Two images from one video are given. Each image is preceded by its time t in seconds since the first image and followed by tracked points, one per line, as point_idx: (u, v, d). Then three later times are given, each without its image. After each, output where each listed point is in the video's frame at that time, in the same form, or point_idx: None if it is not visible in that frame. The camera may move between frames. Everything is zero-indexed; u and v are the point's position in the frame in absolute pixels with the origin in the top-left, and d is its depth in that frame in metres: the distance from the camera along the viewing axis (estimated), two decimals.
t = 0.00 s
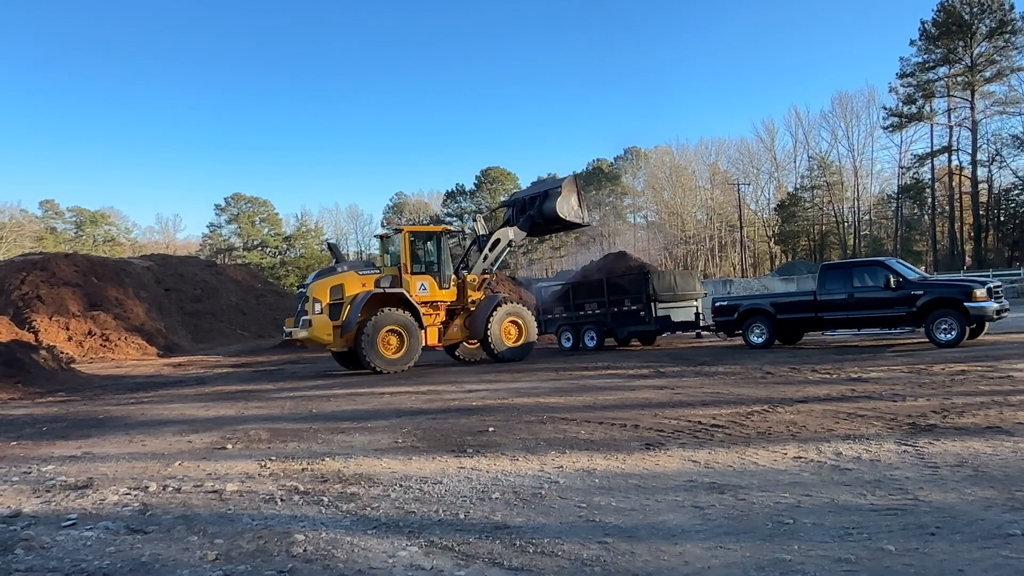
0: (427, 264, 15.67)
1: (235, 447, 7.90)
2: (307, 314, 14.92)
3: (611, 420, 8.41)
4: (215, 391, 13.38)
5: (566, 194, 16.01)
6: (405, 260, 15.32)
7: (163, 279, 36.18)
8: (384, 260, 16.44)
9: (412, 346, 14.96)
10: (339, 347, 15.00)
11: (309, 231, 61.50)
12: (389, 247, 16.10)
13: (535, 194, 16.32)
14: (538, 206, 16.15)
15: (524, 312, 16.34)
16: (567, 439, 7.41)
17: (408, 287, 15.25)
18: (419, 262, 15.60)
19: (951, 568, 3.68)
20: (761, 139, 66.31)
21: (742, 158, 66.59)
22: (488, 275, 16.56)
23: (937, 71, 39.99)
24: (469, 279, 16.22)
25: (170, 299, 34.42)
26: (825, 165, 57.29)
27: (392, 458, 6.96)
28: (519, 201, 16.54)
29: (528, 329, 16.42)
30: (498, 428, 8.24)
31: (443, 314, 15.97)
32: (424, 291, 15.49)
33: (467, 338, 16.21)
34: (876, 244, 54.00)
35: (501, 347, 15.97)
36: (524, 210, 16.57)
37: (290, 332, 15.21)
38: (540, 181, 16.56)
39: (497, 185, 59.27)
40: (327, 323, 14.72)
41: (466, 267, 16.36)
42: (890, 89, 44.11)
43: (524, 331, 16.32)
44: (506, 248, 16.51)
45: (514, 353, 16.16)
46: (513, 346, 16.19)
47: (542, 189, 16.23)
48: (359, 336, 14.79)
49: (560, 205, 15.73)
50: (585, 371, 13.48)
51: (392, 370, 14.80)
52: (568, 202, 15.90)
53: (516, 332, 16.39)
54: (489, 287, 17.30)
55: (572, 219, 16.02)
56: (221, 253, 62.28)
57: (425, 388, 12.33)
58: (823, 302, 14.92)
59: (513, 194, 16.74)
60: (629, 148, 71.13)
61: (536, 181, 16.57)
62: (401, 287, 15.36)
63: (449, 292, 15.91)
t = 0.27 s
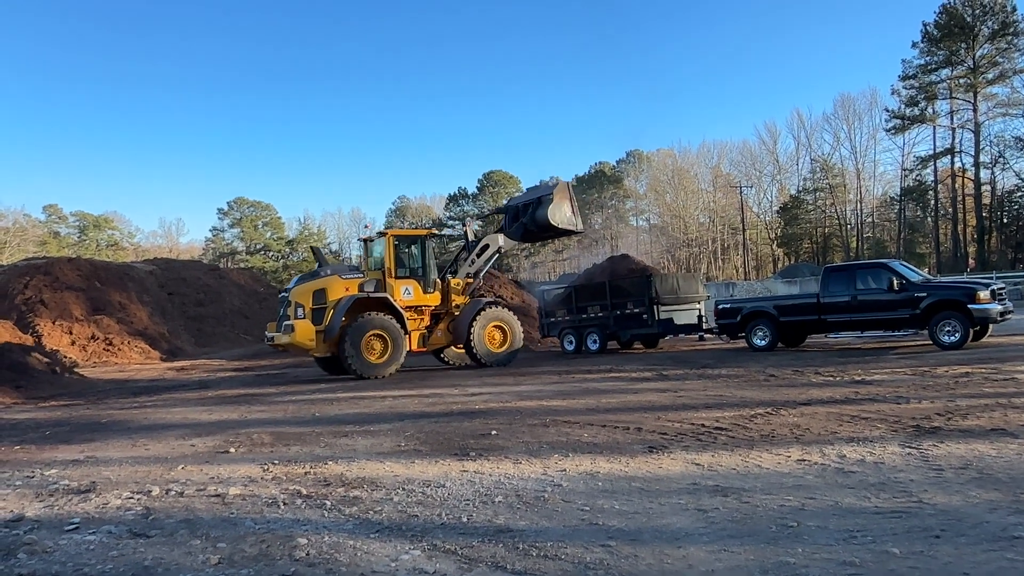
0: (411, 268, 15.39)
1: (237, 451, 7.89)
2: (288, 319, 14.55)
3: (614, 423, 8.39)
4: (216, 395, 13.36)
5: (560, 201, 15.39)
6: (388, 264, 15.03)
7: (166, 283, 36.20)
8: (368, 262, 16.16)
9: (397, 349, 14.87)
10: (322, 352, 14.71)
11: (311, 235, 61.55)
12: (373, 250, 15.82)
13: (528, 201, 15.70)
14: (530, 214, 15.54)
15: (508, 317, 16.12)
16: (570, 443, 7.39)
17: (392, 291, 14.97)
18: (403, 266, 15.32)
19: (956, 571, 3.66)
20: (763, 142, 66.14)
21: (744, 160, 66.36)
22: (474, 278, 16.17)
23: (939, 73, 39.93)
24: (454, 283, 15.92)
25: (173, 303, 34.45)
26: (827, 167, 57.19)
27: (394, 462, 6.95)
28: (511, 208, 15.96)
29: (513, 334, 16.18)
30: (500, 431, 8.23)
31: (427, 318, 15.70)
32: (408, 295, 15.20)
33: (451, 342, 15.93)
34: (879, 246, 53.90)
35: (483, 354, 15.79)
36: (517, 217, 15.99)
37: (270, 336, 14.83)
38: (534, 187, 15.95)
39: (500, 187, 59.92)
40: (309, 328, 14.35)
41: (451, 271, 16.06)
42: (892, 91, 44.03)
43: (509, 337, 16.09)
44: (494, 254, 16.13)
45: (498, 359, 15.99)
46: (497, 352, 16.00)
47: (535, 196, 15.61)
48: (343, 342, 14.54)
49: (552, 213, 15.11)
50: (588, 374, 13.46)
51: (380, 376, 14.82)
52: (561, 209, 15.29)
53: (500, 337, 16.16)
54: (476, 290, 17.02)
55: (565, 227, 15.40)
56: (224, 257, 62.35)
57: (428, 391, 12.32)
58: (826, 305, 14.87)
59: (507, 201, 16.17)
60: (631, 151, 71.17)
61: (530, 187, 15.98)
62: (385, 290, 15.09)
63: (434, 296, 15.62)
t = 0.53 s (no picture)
0: (393, 270, 15.22)
1: (238, 452, 7.90)
2: (269, 322, 14.30)
3: (615, 424, 8.37)
4: (216, 397, 13.35)
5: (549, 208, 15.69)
6: (370, 265, 14.84)
7: (167, 284, 36.18)
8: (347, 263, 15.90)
9: (380, 351, 14.77)
10: (303, 355, 14.49)
11: (312, 236, 61.55)
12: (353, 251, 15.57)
13: (517, 208, 15.96)
14: (519, 220, 15.80)
15: (490, 319, 16.08)
16: (571, 444, 7.39)
17: (373, 294, 14.79)
18: (384, 268, 15.14)
19: (958, 572, 3.66)
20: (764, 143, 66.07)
21: (744, 161, 66.24)
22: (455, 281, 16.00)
23: (939, 74, 39.93)
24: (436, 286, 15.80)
25: (174, 305, 34.45)
26: (828, 168, 57.12)
27: (395, 463, 6.94)
28: (501, 215, 16.20)
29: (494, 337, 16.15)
30: (502, 432, 8.22)
31: (410, 321, 15.54)
32: (390, 297, 15.03)
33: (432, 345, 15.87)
34: (880, 247, 53.85)
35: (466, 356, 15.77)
36: (506, 223, 16.22)
37: (249, 340, 14.55)
38: (523, 194, 16.21)
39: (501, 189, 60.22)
40: (291, 331, 14.14)
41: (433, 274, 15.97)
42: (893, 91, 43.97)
43: (490, 339, 16.05)
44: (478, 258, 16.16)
45: (480, 361, 15.98)
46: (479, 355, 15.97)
47: (524, 203, 15.88)
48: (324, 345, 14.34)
49: (541, 220, 15.37)
50: (589, 375, 13.45)
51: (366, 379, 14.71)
52: (551, 216, 15.59)
53: (481, 339, 16.10)
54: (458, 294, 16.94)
55: (554, 233, 15.67)
56: (225, 258, 62.32)
57: (429, 392, 12.32)
58: (827, 306, 14.86)
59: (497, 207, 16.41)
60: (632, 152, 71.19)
61: (520, 194, 16.25)
62: (366, 292, 14.88)
63: (415, 298, 15.47)
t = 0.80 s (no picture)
0: (374, 270, 15.04)
1: (239, 451, 7.90)
2: (248, 322, 14.08)
3: (615, 424, 8.38)
4: (215, 396, 13.35)
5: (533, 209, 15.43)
6: (351, 265, 14.65)
7: (167, 283, 36.21)
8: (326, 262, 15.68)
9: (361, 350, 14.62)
10: (282, 355, 14.32)
11: (312, 235, 61.56)
12: (333, 250, 15.36)
13: (502, 209, 15.76)
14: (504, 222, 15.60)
15: (470, 320, 15.92)
16: (571, 443, 7.39)
17: (354, 294, 14.65)
18: (365, 268, 14.95)
19: (959, 571, 3.65)
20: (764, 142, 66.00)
21: (744, 161, 66.13)
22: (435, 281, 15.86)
23: (940, 73, 39.90)
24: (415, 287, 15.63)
25: (174, 304, 34.47)
26: (828, 168, 57.14)
27: (395, 462, 6.94)
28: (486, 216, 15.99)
29: (474, 338, 15.98)
30: (501, 432, 8.23)
31: (391, 321, 15.32)
32: (371, 297, 14.87)
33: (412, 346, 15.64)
34: (880, 246, 53.89)
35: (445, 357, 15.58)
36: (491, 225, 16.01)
37: (227, 341, 14.30)
38: (509, 196, 16.03)
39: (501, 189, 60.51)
40: (271, 332, 13.97)
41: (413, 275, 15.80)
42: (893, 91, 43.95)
43: (470, 340, 15.89)
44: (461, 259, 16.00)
45: (460, 363, 15.79)
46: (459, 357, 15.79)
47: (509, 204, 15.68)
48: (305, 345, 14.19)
49: (525, 221, 15.15)
50: (589, 375, 13.44)
51: (349, 379, 14.65)
52: (535, 217, 15.33)
53: (461, 341, 15.90)
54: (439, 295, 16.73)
55: (538, 235, 15.43)
56: (225, 257, 62.35)
57: (428, 392, 12.31)
58: (827, 305, 14.86)
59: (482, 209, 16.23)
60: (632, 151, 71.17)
61: (506, 197, 16.06)
62: (347, 293, 14.76)
63: (395, 298, 15.30)
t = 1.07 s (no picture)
0: (353, 268, 14.80)
1: (238, 449, 7.90)
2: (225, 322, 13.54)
3: (615, 422, 8.37)
4: (213, 394, 13.31)
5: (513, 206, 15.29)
6: (330, 263, 14.39)
7: (166, 281, 36.20)
8: (303, 262, 15.36)
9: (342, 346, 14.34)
10: (262, 356, 13.86)
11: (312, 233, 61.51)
12: (310, 248, 15.07)
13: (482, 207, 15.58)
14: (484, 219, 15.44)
15: (449, 319, 15.66)
16: (571, 441, 7.39)
17: (334, 292, 14.36)
18: (345, 266, 14.70)
19: (958, 569, 3.66)
20: (764, 141, 65.94)
21: (744, 159, 66.04)
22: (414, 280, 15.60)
23: (940, 72, 39.91)
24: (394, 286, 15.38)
25: (173, 301, 34.46)
26: (828, 167, 57.14)
27: (395, 460, 6.94)
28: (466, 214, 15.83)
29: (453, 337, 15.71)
30: (501, 430, 8.22)
31: (371, 321, 15.01)
32: (351, 296, 14.58)
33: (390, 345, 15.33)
34: (880, 245, 53.90)
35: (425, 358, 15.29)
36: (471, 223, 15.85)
37: (202, 341, 13.69)
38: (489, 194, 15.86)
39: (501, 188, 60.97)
40: (251, 332, 13.49)
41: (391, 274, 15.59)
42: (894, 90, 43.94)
43: (450, 339, 15.63)
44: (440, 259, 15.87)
45: (440, 362, 15.52)
46: (438, 356, 15.52)
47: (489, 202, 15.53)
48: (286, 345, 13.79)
49: (504, 217, 14.97)
50: (588, 373, 13.44)
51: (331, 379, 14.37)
52: (515, 214, 15.20)
53: (440, 340, 15.63)
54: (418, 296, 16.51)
55: (518, 232, 15.26)
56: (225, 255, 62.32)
57: (428, 390, 12.31)
58: (827, 304, 14.86)
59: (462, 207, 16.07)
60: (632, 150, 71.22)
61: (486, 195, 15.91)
62: (326, 291, 14.46)
63: (374, 297, 15.03)
